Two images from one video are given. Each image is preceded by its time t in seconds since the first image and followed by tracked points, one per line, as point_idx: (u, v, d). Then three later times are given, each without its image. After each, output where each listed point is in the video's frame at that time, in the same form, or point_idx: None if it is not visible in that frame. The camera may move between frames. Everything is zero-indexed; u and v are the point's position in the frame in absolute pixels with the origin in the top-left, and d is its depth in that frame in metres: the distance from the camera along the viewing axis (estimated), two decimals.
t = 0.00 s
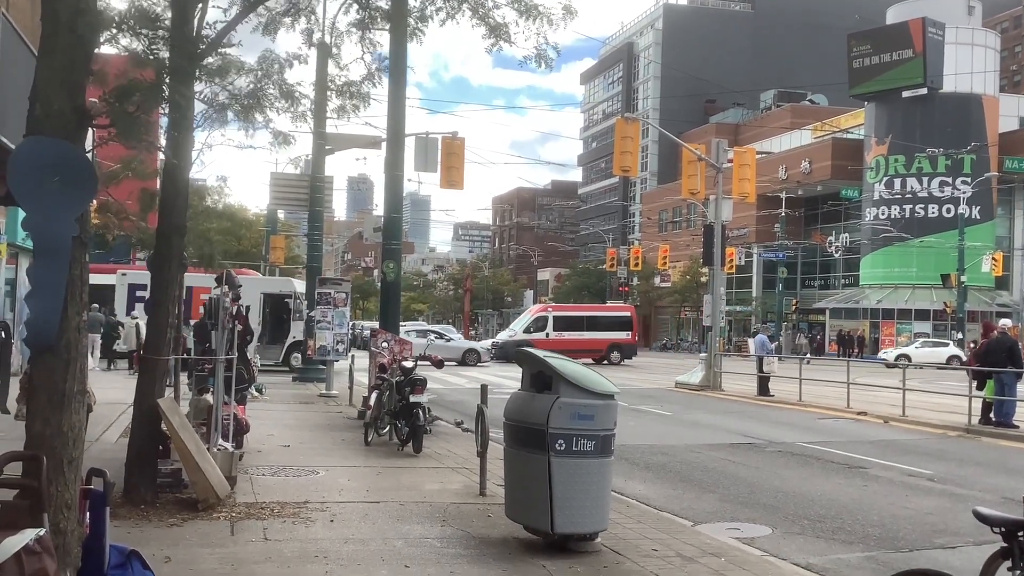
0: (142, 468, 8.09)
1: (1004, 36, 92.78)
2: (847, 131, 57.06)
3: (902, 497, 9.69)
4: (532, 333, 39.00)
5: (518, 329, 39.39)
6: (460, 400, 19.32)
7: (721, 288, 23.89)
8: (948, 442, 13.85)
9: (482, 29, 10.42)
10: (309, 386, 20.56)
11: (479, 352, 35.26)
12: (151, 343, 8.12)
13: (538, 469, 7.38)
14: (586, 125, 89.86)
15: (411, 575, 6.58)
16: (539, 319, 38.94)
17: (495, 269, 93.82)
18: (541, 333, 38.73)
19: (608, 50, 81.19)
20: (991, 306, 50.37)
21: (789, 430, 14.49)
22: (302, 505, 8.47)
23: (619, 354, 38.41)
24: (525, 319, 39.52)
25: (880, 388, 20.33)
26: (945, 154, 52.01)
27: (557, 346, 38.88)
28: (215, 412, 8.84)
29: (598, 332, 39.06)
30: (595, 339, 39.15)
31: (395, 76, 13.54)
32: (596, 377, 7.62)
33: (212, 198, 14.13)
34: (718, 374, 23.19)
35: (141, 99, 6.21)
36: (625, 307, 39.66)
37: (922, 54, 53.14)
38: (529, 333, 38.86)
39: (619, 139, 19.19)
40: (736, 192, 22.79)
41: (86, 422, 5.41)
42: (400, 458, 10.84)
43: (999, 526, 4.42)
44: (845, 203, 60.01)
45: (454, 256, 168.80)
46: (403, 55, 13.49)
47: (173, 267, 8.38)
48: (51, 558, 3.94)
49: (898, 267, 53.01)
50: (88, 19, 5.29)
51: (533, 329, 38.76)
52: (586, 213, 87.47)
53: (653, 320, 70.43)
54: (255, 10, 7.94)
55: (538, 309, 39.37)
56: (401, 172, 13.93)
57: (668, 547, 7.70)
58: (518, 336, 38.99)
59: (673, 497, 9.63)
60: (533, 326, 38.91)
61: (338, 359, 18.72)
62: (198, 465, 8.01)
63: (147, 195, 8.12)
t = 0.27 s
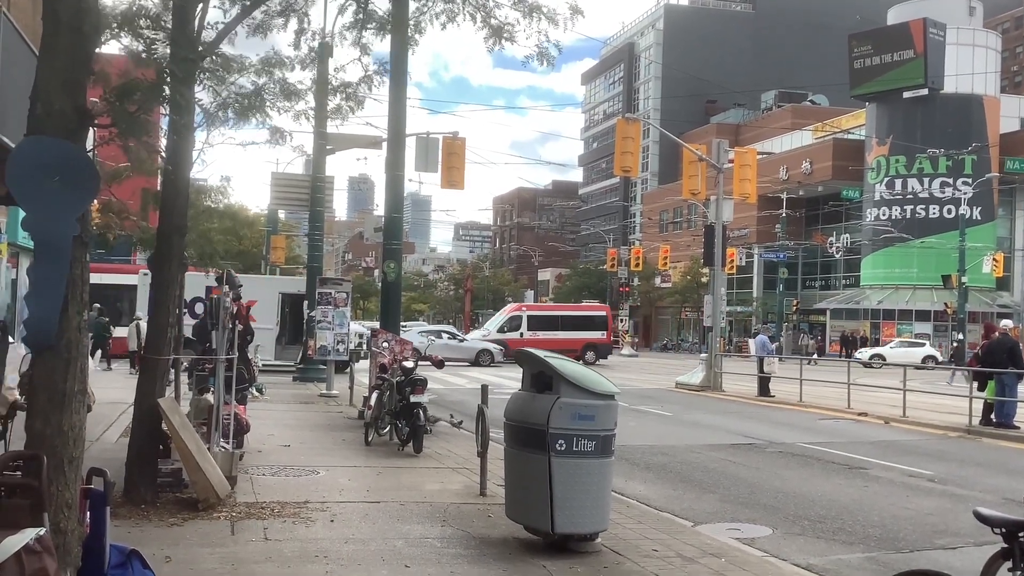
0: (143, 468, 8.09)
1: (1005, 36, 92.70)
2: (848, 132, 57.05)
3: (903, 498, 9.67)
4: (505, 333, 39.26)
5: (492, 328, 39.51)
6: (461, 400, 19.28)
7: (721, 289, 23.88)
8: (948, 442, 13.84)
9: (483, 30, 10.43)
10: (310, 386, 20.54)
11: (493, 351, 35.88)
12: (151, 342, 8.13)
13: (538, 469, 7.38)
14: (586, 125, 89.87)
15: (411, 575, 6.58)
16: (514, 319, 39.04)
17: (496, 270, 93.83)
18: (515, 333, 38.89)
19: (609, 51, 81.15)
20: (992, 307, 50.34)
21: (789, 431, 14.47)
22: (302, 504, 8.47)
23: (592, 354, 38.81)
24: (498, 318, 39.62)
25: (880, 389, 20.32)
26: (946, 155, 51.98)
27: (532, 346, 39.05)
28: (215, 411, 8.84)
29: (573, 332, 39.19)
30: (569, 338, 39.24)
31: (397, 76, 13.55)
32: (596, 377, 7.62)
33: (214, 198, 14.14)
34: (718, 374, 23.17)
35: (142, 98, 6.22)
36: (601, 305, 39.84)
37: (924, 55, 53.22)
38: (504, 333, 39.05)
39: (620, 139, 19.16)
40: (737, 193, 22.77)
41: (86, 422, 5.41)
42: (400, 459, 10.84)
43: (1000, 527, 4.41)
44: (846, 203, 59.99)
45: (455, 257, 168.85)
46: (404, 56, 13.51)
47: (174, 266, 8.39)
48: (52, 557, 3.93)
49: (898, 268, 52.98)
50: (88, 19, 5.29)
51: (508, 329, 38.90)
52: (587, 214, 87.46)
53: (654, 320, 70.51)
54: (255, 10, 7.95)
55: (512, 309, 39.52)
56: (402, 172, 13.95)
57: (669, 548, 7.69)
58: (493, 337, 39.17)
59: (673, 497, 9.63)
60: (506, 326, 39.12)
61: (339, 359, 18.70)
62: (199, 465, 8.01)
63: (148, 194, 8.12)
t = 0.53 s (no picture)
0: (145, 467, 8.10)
1: (1007, 37, 92.59)
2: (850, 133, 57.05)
3: (904, 499, 9.66)
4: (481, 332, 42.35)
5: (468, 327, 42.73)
6: (462, 401, 19.31)
7: (722, 290, 23.87)
8: (949, 443, 13.83)
9: (482, 33, 10.44)
10: (311, 386, 20.57)
11: (508, 353, 35.98)
12: (153, 343, 8.18)
13: (539, 470, 7.38)
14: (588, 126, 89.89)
15: None
16: (487, 318, 42.20)
17: (497, 270, 93.83)
18: (488, 332, 41.92)
19: (611, 52, 81.13)
20: (993, 308, 50.26)
21: (791, 432, 14.47)
22: (304, 505, 8.48)
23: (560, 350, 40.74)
24: (473, 317, 42.72)
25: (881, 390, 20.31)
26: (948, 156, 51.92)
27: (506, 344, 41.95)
28: (216, 412, 8.85)
29: (545, 332, 41.94)
30: (540, 338, 41.97)
31: (398, 78, 13.55)
32: (597, 378, 7.62)
33: (215, 198, 14.14)
34: (719, 375, 23.13)
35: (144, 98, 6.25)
36: (572, 307, 42.26)
37: (925, 56, 53.23)
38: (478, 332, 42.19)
39: (622, 140, 19.16)
40: (738, 194, 22.75)
41: (87, 422, 5.40)
42: (402, 459, 10.85)
43: (1000, 528, 4.40)
44: (847, 204, 59.97)
45: (456, 257, 168.94)
46: (405, 57, 13.51)
47: (175, 266, 8.40)
48: (53, 557, 3.94)
49: (900, 269, 52.90)
50: (90, 19, 5.30)
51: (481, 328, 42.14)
52: (589, 215, 87.47)
53: (655, 321, 70.60)
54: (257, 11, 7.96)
55: (486, 309, 42.62)
56: (403, 173, 13.96)
57: (669, 548, 7.70)
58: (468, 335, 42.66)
59: (674, 498, 9.63)
60: (481, 325, 42.21)
61: (341, 360, 18.74)
62: (200, 466, 8.02)
63: (150, 195, 8.14)
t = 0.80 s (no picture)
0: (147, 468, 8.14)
1: (1009, 38, 92.54)
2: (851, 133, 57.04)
3: (906, 500, 9.65)
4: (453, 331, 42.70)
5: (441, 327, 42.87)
6: (463, 401, 19.30)
7: (724, 291, 23.84)
8: (950, 444, 13.82)
9: (482, 35, 10.45)
10: (312, 387, 20.56)
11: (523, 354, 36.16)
12: (154, 343, 8.22)
13: (540, 471, 7.39)
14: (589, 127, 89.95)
15: None
16: (460, 318, 42.56)
17: (498, 271, 93.83)
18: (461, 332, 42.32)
19: (612, 53, 81.14)
20: (995, 309, 50.19)
21: (792, 433, 14.47)
22: (305, 505, 8.48)
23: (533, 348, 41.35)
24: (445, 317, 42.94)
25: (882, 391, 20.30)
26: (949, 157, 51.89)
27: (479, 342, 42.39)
28: (217, 413, 8.85)
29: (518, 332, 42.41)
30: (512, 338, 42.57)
31: (398, 79, 13.55)
32: (598, 379, 7.62)
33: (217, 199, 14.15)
34: (720, 376, 23.09)
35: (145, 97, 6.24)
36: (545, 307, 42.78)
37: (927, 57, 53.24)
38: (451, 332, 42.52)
39: (623, 141, 19.16)
40: (740, 195, 22.73)
41: (88, 423, 5.41)
42: (403, 460, 10.86)
43: (1002, 530, 4.39)
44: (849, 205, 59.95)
45: (458, 259, 169.05)
46: (407, 58, 13.51)
47: (177, 266, 8.44)
48: (54, 559, 3.95)
49: (901, 270, 52.90)
50: (91, 19, 5.32)
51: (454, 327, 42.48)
52: (590, 216, 87.45)
53: (657, 322, 70.62)
54: (259, 12, 7.98)
55: (458, 308, 42.88)
56: (405, 174, 13.96)
57: (671, 550, 7.68)
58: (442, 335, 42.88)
59: (675, 499, 9.63)
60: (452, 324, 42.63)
61: (342, 360, 18.74)
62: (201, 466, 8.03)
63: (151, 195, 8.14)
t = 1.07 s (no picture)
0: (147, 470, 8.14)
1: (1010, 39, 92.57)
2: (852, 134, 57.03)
3: (908, 501, 9.64)
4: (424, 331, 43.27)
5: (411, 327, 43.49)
6: (464, 402, 19.31)
7: (725, 292, 23.82)
8: (952, 445, 13.81)
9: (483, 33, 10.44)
10: (313, 388, 20.56)
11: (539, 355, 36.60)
12: (155, 344, 8.21)
13: (540, 472, 7.39)
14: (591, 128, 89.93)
15: None
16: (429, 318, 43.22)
17: (499, 272, 93.84)
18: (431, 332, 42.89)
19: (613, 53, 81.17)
20: (997, 310, 50.12)
21: (793, 434, 14.46)
22: (307, 507, 8.48)
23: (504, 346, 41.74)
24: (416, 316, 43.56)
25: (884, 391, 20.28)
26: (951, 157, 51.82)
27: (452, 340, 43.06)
28: (219, 414, 8.85)
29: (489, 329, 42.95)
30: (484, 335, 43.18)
31: (400, 77, 13.53)
32: (600, 380, 7.62)
33: (218, 200, 14.14)
34: (722, 377, 23.07)
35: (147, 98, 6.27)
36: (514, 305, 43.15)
37: (928, 57, 53.03)
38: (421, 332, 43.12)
39: (624, 142, 19.16)
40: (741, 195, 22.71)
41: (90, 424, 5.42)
42: (404, 461, 10.85)
43: (1004, 530, 4.39)
44: (851, 205, 59.92)
45: (459, 259, 168.94)
46: (408, 58, 13.50)
47: (178, 269, 8.41)
48: (56, 559, 3.96)
49: (903, 271, 52.87)
50: (91, 20, 5.32)
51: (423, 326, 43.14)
52: (591, 216, 87.45)
53: (658, 323, 70.67)
54: (261, 11, 7.97)
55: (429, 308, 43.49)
56: (406, 174, 13.95)
57: (672, 550, 7.68)
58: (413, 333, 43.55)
59: (677, 500, 9.63)
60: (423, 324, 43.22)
61: (344, 361, 18.70)
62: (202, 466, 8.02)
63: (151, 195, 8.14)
